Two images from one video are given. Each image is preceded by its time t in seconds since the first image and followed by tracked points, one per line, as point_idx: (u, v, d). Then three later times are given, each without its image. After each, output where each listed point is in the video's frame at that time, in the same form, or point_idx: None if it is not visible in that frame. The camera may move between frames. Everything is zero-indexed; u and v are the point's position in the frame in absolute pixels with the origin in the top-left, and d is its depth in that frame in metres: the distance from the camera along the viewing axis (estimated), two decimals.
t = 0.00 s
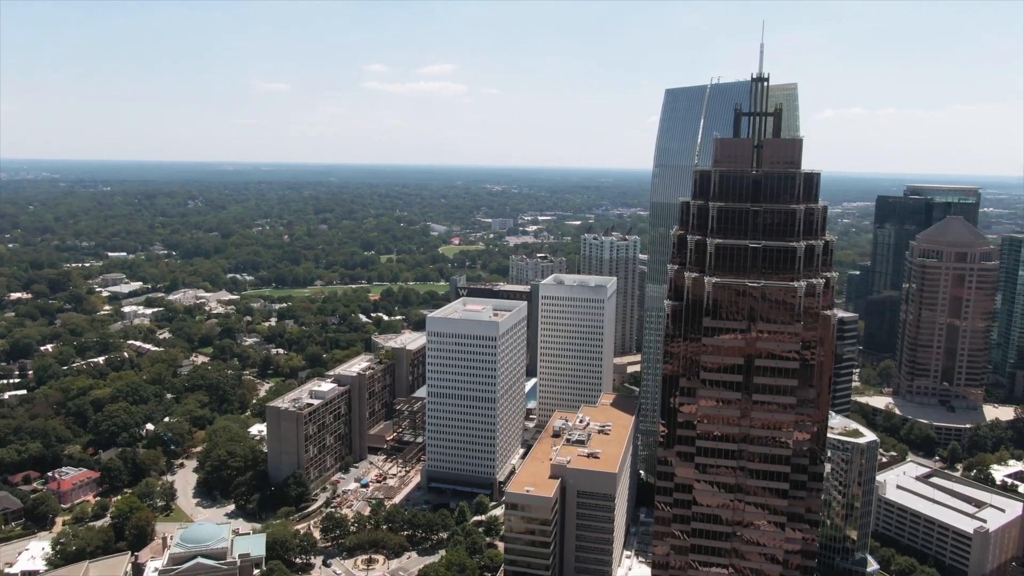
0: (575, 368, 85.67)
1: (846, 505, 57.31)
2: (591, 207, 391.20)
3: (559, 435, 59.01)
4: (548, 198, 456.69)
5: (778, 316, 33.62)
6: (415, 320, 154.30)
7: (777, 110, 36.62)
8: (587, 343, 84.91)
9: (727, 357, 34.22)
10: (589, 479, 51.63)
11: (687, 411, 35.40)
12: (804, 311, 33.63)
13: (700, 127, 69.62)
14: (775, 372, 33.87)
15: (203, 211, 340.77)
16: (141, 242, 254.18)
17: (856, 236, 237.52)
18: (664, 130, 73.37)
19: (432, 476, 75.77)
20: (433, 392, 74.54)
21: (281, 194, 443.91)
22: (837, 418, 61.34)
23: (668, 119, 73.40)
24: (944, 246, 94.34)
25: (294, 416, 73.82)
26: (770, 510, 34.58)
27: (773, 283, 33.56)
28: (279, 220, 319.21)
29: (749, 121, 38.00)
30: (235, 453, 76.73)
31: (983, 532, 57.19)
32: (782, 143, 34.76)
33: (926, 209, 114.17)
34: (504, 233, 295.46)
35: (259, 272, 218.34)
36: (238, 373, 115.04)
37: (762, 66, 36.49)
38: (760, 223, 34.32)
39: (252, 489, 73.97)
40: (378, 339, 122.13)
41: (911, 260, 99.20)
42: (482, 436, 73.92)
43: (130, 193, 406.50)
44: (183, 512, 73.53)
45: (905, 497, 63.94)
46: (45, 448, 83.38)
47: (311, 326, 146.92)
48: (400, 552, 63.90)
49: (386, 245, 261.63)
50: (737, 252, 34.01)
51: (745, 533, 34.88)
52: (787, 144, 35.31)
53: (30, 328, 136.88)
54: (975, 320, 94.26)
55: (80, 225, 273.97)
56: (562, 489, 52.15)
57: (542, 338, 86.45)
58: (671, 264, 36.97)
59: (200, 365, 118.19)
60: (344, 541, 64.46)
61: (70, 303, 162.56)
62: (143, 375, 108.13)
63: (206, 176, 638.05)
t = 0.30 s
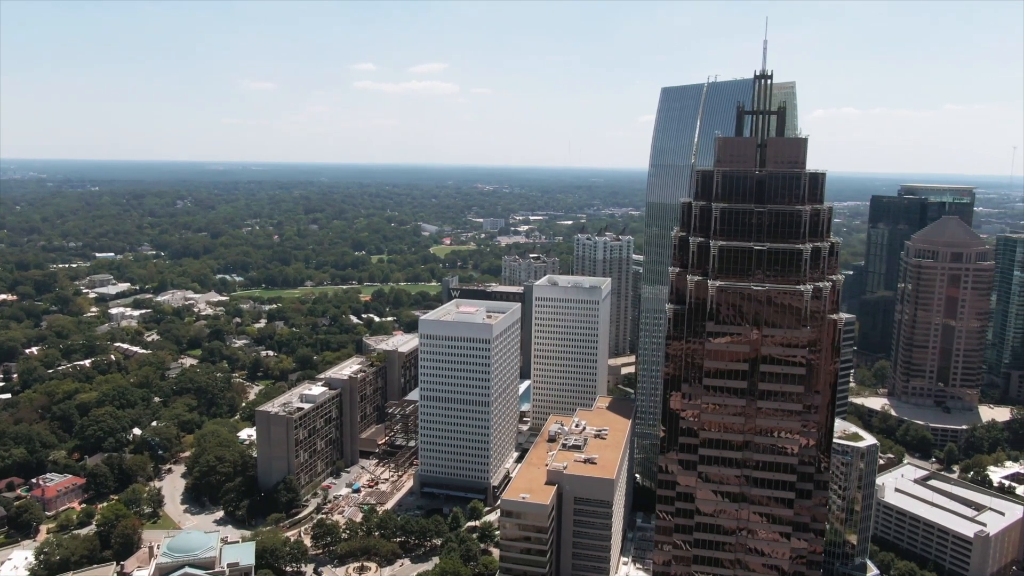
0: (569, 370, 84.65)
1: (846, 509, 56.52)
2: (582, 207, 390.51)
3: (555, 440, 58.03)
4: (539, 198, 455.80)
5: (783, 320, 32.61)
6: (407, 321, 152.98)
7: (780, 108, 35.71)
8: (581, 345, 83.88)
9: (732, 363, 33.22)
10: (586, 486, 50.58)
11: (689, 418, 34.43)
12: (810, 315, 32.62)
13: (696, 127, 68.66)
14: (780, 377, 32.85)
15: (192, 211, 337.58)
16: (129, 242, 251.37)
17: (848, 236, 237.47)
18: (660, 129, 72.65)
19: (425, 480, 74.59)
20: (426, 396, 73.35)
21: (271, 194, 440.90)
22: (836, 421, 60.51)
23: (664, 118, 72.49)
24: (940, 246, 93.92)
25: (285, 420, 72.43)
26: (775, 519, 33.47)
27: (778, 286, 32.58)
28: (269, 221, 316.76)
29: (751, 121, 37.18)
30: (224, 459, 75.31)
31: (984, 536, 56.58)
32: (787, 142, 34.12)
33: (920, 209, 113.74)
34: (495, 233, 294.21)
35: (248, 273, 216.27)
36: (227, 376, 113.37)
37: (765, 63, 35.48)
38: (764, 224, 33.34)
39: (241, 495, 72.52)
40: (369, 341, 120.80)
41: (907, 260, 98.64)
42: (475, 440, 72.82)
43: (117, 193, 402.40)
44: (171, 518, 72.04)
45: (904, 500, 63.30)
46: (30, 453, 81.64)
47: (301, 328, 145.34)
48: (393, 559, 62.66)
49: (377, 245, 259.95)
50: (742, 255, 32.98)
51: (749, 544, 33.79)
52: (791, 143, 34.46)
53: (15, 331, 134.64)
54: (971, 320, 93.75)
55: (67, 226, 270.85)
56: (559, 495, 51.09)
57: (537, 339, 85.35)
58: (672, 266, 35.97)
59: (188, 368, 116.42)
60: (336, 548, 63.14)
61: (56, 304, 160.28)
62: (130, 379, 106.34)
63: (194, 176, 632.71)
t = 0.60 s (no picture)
0: (563, 373, 83.60)
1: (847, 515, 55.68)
2: (572, 207, 389.67)
3: (550, 445, 56.98)
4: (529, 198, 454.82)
5: (790, 325, 31.55)
6: (397, 322, 151.58)
7: (784, 107, 34.71)
8: (575, 347, 82.85)
9: (737, 370, 32.17)
10: (583, 493, 49.49)
11: (693, 427, 33.36)
12: (818, 320, 31.58)
13: (693, 125, 67.74)
14: (787, 385, 31.81)
15: (180, 211, 334.43)
16: (115, 243, 248.40)
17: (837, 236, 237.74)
18: (655, 127, 71.64)
19: (418, 486, 73.37)
20: (418, 400, 72.05)
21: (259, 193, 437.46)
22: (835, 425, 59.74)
23: (659, 116, 71.47)
24: (933, 246, 93.50)
25: (274, 425, 70.98)
26: (783, 531, 32.41)
27: (785, 291, 31.52)
28: (258, 221, 314.09)
29: (753, 119, 36.22)
30: (212, 465, 73.76)
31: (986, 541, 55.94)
32: (791, 142, 33.19)
33: (913, 209, 113.38)
34: (486, 233, 292.99)
35: (236, 274, 214.03)
36: (215, 379, 111.61)
37: (767, 60, 34.48)
38: (769, 226, 32.36)
39: (229, 502, 70.98)
40: (359, 343, 119.35)
41: (901, 260, 98.12)
42: (468, 445, 71.64)
43: (104, 193, 398.12)
44: (157, 526, 70.45)
45: (903, 504, 62.70)
46: (12, 460, 79.77)
47: (290, 329, 143.58)
48: (385, 567, 61.37)
49: (367, 246, 258.16)
50: (747, 258, 31.94)
51: (756, 556, 32.75)
52: (793, 143, 33.56)
53: None
54: (965, 321, 93.34)
55: (52, 226, 267.36)
56: (555, 503, 50.00)
57: (530, 341, 84.21)
58: (674, 269, 34.88)
59: (175, 371, 114.53)
60: (326, 557, 61.78)
61: (40, 306, 157.76)
62: (116, 383, 104.39)
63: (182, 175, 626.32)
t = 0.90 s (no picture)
0: (558, 375, 82.50)
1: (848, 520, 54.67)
2: (563, 207, 388.36)
3: (546, 451, 55.77)
4: (519, 198, 453.49)
5: (798, 331, 30.42)
6: (388, 323, 150.13)
7: (789, 106, 33.75)
8: (569, 349, 81.72)
9: (743, 377, 31.03)
10: (581, 501, 48.30)
11: (696, 436, 32.23)
12: (826, 326, 30.47)
13: (688, 125, 66.59)
14: (795, 393, 30.67)
15: (167, 211, 330.95)
16: (102, 243, 245.32)
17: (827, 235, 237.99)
18: (651, 127, 70.71)
19: (410, 491, 72.07)
20: (410, 404, 70.74)
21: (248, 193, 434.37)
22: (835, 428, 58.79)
23: (655, 117, 70.60)
24: (929, 246, 92.84)
25: (262, 431, 69.44)
26: (790, 543, 31.31)
27: (792, 295, 30.40)
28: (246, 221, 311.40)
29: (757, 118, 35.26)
30: (199, 471, 72.16)
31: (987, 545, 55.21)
32: (796, 141, 32.28)
33: (907, 209, 112.88)
34: (476, 233, 291.61)
35: (225, 274, 211.73)
36: (203, 383, 109.75)
37: (772, 57, 33.46)
38: (775, 227, 31.37)
39: (217, 509, 69.40)
40: (350, 345, 117.85)
41: (896, 260, 97.47)
42: (462, 450, 70.39)
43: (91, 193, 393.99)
44: (143, 535, 68.79)
45: (903, 508, 61.90)
46: None
47: (280, 331, 141.80)
48: None
49: (357, 246, 256.33)
50: (753, 261, 30.84)
51: (762, 569, 31.65)
52: (799, 142, 32.61)
53: None
54: (961, 321, 92.87)
55: (37, 227, 263.99)
56: (552, 511, 48.80)
57: (524, 344, 83.03)
58: (676, 272, 33.74)
59: (163, 374, 112.58)
60: (317, 565, 60.34)
61: (25, 308, 155.25)
62: (101, 387, 102.45)
63: (171, 176, 621.04)
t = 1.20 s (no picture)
0: (552, 378, 81.54)
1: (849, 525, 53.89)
2: (554, 207, 386.93)
3: (542, 456, 54.74)
4: (510, 198, 452.17)
5: (806, 337, 29.54)
6: (380, 324, 148.82)
7: (795, 103, 32.75)
8: (564, 351, 80.72)
9: (750, 385, 30.10)
10: (579, 508, 47.20)
11: (701, 445, 31.27)
12: (836, 331, 29.59)
13: (686, 123, 65.54)
14: (803, 401, 29.79)
15: (156, 211, 327.97)
16: (90, 244, 242.58)
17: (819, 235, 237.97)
18: (648, 127, 69.86)
19: (402, 497, 70.86)
20: (403, 409, 69.55)
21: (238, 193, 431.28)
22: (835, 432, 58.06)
23: (652, 115, 69.76)
24: (925, 247, 92.41)
25: (252, 436, 68.09)
26: (799, 555, 30.38)
27: (800, 300, 29.50)
28: (236, 221, 309.06)
29: (761, 116, 34.28)
30: (187, 477, 70.69)
31: (988, 550, 54.58)
32: (803, 140, 31.40)
33: (902, 209, 112.51)
34: (468, 233, 290.43)
35: (215, 275, 209.70)
36: (192, 386, 108.07)
37: (778, 53, 32.52)
38: (782, 229, 30.43)
39: (206, 516, 67.97)
40: (341, 347, 116.49)
41: (891, 261, 96.92)
42: (455, 454, 69.28)
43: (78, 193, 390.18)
44: (130, 543, 67.30)
45: (903, 512, 61.26)
46: None
47: (270, 333, 140.22)
48: None
49: (348, 246, 254.64)
50: (761, 264, 29.88)
51: None
52: (807, 140, 31.62)
53: None
54: (957, 321, 92.37)
55: (23, 228, 261.01)
56: (549, 518, 47.67)
57: (518, 346, 82.01)
58: (679, 275, 32.81)
59: (151, 377, 110.79)
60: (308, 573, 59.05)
61: (11, 311, 152.96)
62: (88, 391, 100.66)
63: (160, 176, 615.93)
